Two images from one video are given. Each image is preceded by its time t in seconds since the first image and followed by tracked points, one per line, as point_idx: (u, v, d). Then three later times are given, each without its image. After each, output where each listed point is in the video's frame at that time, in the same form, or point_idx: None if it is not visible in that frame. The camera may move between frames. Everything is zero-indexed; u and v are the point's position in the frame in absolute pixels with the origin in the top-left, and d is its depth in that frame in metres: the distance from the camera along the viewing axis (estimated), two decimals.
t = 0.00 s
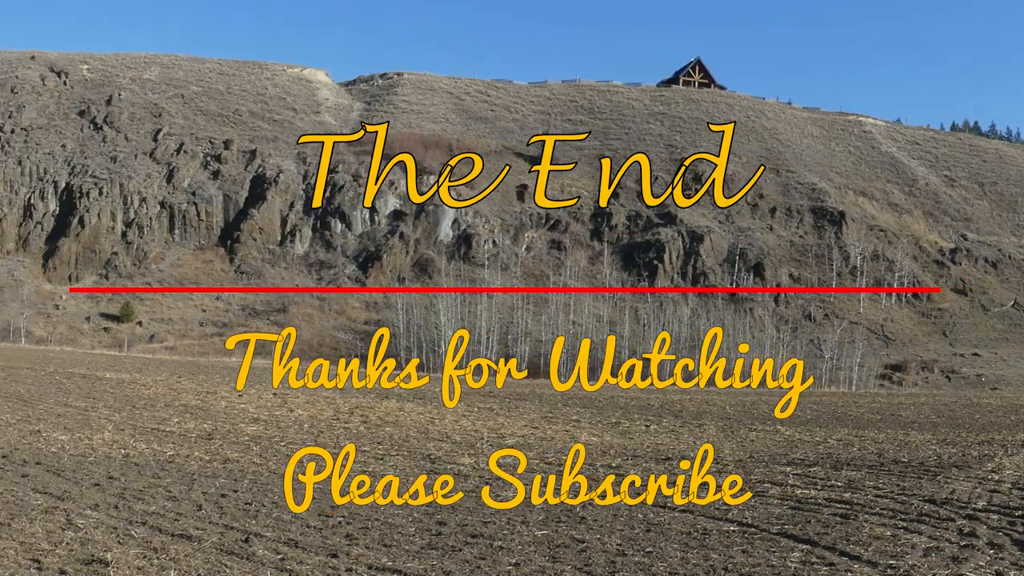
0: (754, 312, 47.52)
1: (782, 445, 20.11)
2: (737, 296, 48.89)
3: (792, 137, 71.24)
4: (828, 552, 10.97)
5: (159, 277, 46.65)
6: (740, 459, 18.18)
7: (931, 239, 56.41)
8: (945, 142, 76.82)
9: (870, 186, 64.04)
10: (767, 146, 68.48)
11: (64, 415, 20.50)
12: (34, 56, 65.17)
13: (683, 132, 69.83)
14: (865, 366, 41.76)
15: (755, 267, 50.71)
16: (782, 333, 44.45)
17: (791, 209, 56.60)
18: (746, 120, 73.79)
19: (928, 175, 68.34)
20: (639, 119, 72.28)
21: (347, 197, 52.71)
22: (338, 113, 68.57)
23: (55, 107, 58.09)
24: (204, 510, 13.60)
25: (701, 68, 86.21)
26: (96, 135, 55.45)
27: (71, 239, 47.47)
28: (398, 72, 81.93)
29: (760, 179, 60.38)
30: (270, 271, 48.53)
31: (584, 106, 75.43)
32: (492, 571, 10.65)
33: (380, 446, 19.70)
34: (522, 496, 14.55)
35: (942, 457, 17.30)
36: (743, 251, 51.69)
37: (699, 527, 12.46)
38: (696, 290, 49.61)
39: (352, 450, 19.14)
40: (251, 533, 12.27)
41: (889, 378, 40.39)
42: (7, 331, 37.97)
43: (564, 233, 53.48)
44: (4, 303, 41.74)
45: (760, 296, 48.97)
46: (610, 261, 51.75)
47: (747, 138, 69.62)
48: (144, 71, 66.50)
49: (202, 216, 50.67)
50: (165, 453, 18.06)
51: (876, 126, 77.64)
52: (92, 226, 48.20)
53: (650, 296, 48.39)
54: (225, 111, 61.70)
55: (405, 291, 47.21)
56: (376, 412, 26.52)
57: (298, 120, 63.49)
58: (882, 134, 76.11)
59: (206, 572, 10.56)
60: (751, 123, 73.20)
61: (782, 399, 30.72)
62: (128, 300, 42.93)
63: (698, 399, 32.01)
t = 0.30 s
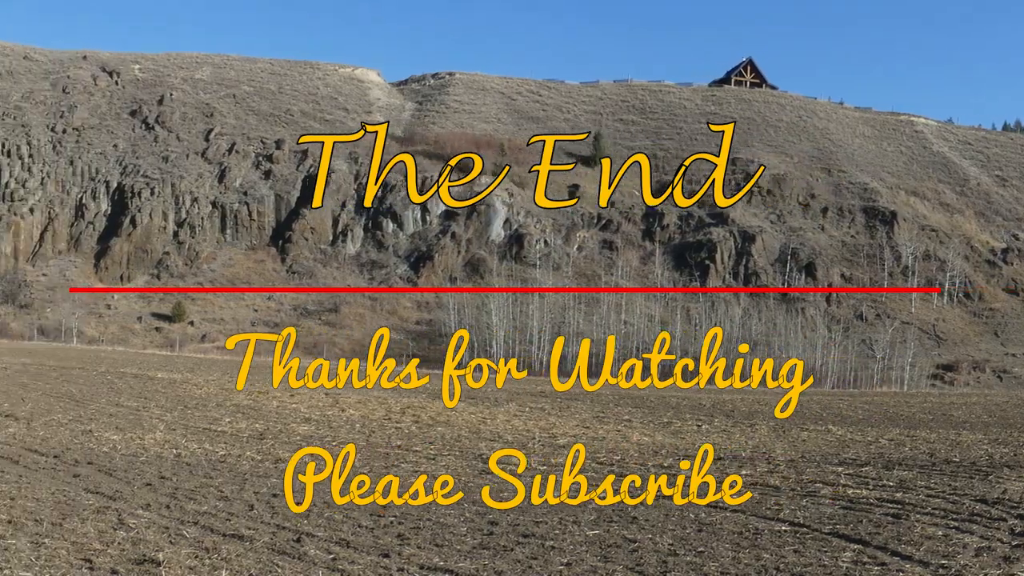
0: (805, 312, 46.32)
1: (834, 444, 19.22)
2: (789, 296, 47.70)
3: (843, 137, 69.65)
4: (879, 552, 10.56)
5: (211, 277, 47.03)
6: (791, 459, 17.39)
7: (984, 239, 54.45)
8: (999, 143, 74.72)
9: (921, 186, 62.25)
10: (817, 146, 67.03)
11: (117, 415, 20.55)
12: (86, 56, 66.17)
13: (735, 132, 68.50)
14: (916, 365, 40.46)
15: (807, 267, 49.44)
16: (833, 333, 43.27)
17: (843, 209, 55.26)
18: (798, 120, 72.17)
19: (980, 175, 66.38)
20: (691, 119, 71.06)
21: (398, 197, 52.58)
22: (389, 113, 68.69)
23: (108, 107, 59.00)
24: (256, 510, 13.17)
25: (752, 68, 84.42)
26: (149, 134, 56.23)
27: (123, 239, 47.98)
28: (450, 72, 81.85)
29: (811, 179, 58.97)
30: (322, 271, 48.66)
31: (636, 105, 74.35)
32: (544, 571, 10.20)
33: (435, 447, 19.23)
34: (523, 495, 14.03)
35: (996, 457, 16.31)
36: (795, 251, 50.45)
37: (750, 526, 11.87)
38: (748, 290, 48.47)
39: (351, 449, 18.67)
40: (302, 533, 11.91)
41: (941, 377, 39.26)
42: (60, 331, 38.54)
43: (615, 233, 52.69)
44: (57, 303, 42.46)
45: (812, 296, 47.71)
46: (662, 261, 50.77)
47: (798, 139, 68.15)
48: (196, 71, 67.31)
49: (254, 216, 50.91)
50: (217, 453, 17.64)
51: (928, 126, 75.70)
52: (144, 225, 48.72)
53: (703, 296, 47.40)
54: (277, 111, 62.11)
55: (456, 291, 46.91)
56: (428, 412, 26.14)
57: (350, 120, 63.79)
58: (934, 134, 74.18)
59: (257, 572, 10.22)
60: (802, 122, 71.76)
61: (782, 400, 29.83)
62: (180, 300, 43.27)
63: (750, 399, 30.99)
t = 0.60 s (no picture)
0: (856, 312, 45.10)
1: (884, 445, 18.39)
2: (840, 296, 46.51)
3: (895, 137, 67.94)
4: (930, 552, 10.19)
5: (262, 277, 47.36)
6: (842, 459, 16.64)
7: None
8: None
9: (974, 186, 60.37)
10: (868, 146, 65.44)
11: (168, 414, 20.58)
12: (138, 56, 67.19)
13: (787, 132, 67.02)
14: (967, 366, 39.10)
15: (858, 266, 48.15)
16: (884, 333, 42.06)
17: (895, 208, 53.75)
18: (849, 120, 70.48)
19: None
20: (743, 119, 69.67)
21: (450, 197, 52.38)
22: (441, 113, 68.64)
23: (159, 107, 59.84)
24: (306, 510, 12.89)
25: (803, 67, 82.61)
26: (201, 134, 56.93)
27: (175, 239, 48.59)
28: (501, 72, 81.56)
29: (863, 179, 57.49)
30: (373, 271, 48.73)
31: (687, 105, 73.21)
32: (595, 571, 9.83)
33: (489, 447, 18.80)
34: (522, 496, 13.59)
35: None
36: (846, 251, 49.20)
37: (801, 527, 11.38)
38: (800, 290, 47.35)
39: (352, 448, 18.38)
40: (354, 533, 11.59)
41: (993, 377, 38.07)
42: (112, 331, 39.10)
43: (667, 233, 51.81)
44: (108, 303, 43.09)
45: (862, 295, 46.47)
46: (713, 261, 49.80)
47: (848, 139, 66.59)
48: (247, 71, 68.00)
49: (306, 216, 51.13)
50: (267, 453, 17.45)
51: (982, 126, 73.53)
52: (195, 226, 49.26)
53: (754, 296, 46.37)
54: (329, 111, 62.45)
55: (508, 292, 46.60)
56: (479, 412, 25.76)
57: (402, 120, 63.91)
58: (987, 134, 72.04)
59: (309, 572, 9.95)
60: (853, 122, 70.16)
61: (782, 400, 29.05)
62: (231, 300, 43.64)
63: (800, 399, 30.03)
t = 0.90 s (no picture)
0: (907, 312, 43.77)
1: (936, 445, 17.55)
2: (891, 296, 45.19)
3: (947, 137, 66.00)
4: (983, 552, 9.87)
5: (313, 277, 47.62)
6: (894, 459, 15.90)
7: None
8: None
9: None
10: (921, 146, 63.65)
11: (220, 415, 20.58)
12: (190, 55, 68.12)
13: (839, 132, 65.36)
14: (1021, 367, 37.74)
15: (911, 266, 46.81)
16: (935, 334, 40.82)
17: (946, 208, 52.24)
18: (900, 120, 68.63)
19: None
20: (795, 118, 68.08)
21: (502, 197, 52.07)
22: (493, 113, 68.47)
23: (210, 107, 60.62)
24: (359, 510, 12.66)
25: (854, 66, 80.76)
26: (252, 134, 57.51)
27: (226, 239, 49.20)
28: (553, 71, 81.03)
29: (915, 178, 55.95)
30: (424, 271, 48.69)
31: (738, 105, 71.91)
32: (648, 571, 9.52)
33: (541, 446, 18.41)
34: (521, 495, 13.21)
35: None
36: (897, 250, 47.85)
37: (852, 526, 10.99)
38: (851, 290, 45.97)
39: (350, 447, 18.08)
40: (406, 533, 11.30)
41: None
42: (163, 331, 39.64)
43: (719, 233, 50.86)
44: (159, 303, 43.64)
45: (913, 295, 45.16)
46: (765, 261, 48.76)
47: (900, 139, 64.81)
48: (299, 71, 68.60)
49: (357, 216, 51.31)
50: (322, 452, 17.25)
51: None
52: (247, 226, 49.72)
53: (805, 295, 45.28)
54: (381, 110, 62.65)
55: (560, 291, 46.15)
56: (531, 412, 25.38)
57: (453, 120, 63.82)
58: None
59: (360, 572, 9.69)
60: (905, 122, 68.35)
61: (782, 401, 28.24)
62: (283, 300, 43.94)
63: (851, 399, 29.07)
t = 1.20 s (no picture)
0: (959, 312, 42.46)
1: (989, 445, 16.74)
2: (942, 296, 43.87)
3: (1000, 136, 64.02)
4: None
5: (365, 277, 47.77)
6: (946, 458, 15.23)
7: None
8: None
9: None
10: (974, 146, 61.72)
11: (272, 414, 20.57)
12: (241, 55, 68.98)
13: (890, 132, 63.67)
14: None
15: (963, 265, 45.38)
16: (987, 334, 39.57)
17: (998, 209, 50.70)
18: (952, 120, 66.65)
19: None
20: (846, 119, 66.50)
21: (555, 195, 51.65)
22: (545, 113, 68.15)
23: (262, 107, 61.29)
24: (411, 510, 12.39)
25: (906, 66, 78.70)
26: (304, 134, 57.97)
27: (278, 239, 49.43)
28: (604, 71, 80.38)
29: (967, 179, 54.33)
30: (475, 271, 48.52)
31: (789, 105, 70.45)
32: (700, 571, 9.18)
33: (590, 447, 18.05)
34: (521, 495, 12.88)
35: None
36: (947, 250, 46.45)
37: (904, 526, 10.56)
38: (902, 291, 44.71)
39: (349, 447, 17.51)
40: (457, 533, 11.02)
41: None
42: (214, 331, 40.14)
43: (770, 233, 49.85)
44: (210, 303, 44.14)
45: (967, 293, 43.80)
46: (817, 261, 47.64)
47: (952, 138, 62.87)
48: (351, 71, 69.08)
49: (409, 216, 51.37)
50: (373, 453, 17.07)
51: None
52: (300, 225, 49.99)
53: (857, 295, 44.14)
54: (433, 110, 62.74)
55: (611, 291, 45.66)
56: (583, 412, 24.96)
57: (504, 120, 63.58)
58: None
59: (412, 572, 9.45)
60: (957, 122, 66.38)
61: (782, 400, 27.59)
62: (335, 301, 44.18)
63: (902, 399, 28.10)
